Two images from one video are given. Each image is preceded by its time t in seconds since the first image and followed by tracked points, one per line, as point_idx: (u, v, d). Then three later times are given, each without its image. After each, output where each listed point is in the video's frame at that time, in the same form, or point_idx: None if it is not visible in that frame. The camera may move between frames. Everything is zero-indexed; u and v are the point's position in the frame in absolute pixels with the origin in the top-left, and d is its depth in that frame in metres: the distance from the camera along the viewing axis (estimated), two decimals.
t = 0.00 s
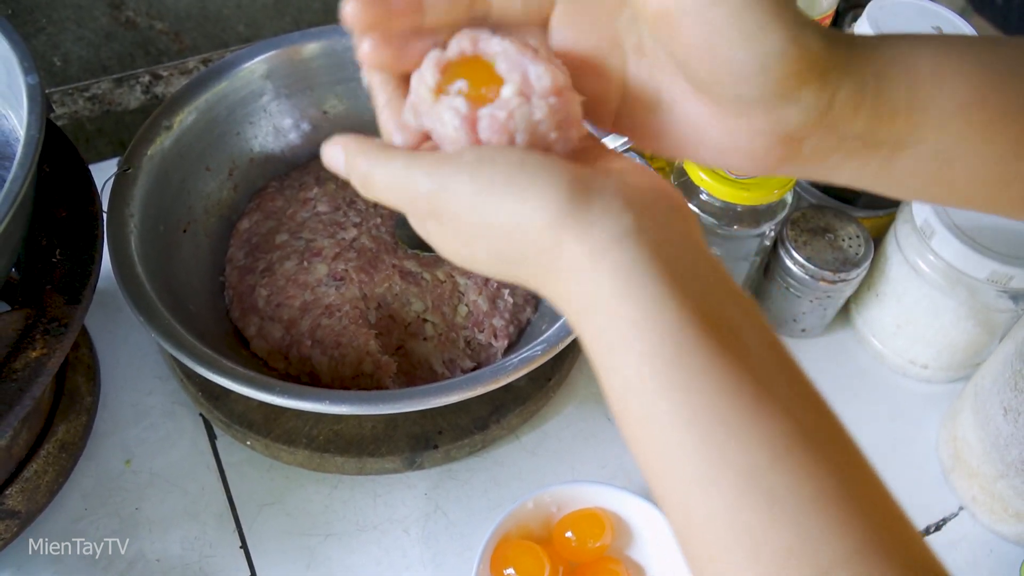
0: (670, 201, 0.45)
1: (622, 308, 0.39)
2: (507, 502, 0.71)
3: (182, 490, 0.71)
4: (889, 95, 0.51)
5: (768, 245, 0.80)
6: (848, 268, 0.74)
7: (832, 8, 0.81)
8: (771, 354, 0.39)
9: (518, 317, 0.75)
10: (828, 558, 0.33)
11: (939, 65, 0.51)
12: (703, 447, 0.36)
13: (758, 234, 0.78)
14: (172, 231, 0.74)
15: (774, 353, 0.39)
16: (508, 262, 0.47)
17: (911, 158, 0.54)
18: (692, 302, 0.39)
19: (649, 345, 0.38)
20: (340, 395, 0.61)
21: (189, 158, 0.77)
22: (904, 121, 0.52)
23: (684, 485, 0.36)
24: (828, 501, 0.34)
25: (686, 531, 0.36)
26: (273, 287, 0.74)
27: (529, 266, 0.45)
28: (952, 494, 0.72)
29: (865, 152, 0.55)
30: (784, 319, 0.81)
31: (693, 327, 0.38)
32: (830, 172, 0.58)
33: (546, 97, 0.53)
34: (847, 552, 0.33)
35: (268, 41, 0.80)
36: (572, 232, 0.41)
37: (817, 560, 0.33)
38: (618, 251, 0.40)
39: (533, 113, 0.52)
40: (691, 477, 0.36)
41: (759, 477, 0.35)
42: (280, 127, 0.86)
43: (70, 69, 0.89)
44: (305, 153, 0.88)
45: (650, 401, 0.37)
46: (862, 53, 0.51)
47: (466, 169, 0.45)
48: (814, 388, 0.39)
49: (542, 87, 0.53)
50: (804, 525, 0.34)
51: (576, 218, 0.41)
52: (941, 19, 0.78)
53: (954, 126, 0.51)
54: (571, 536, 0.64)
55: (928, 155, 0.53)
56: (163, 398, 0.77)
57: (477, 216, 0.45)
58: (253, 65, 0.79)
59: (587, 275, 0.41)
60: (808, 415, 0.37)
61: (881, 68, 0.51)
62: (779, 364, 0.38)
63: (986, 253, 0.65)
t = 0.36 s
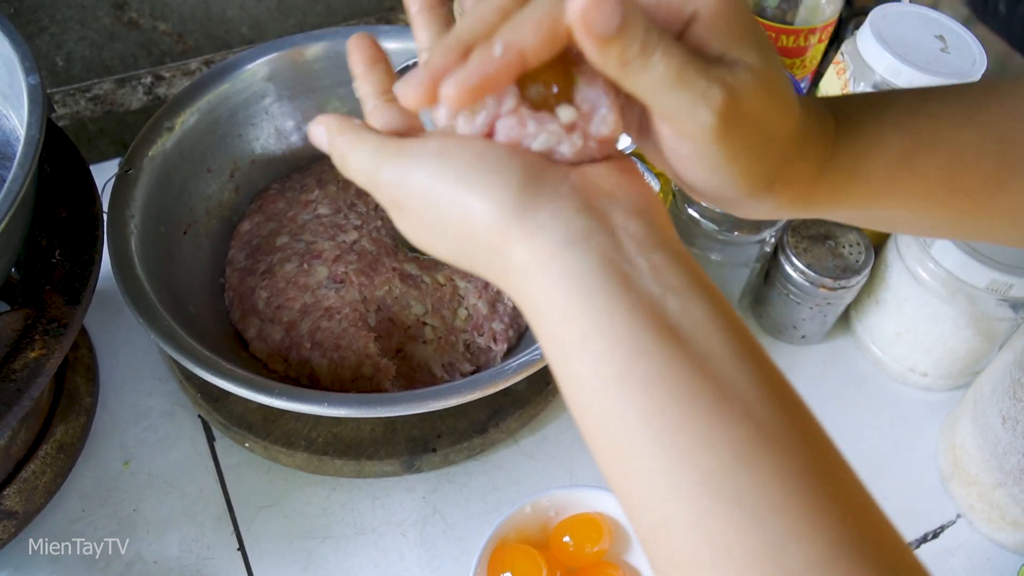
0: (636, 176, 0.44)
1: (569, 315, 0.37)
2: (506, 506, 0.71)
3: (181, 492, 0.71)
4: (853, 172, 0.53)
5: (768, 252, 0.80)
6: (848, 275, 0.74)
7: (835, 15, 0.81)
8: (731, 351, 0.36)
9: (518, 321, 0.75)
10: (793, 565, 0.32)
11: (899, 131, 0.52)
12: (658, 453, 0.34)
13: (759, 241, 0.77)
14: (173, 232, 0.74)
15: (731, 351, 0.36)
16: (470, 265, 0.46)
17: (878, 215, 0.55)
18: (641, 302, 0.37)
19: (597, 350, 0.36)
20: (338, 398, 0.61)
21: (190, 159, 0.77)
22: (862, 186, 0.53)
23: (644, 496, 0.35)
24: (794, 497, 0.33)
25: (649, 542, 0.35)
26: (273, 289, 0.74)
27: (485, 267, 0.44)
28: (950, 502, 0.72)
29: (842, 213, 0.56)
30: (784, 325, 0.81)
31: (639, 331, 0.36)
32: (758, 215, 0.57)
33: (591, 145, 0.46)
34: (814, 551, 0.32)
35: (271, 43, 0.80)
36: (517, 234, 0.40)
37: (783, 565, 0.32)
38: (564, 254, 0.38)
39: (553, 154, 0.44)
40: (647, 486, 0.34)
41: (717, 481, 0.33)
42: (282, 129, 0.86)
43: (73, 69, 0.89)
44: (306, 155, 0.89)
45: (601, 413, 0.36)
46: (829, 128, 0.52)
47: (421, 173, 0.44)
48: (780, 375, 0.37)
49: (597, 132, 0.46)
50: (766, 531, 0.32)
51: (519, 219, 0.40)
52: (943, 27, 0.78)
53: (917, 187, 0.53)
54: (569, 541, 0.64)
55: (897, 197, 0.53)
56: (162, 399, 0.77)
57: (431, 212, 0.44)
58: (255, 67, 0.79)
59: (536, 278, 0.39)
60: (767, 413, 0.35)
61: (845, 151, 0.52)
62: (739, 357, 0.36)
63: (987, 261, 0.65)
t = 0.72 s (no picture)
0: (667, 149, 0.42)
1: (607, 266, 0.35)
2: (500, 508, 0.71)
3: (175, 494, 0.71)
4: (801, 166, 0.51)
5: (763, 252, 0.80)
6: (843, 276, 0.74)
7: (829, 16, 0.81)
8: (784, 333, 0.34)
9: (513, 322, 0.75)
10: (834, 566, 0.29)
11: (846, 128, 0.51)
12: (693, 428, 0.32)
13: (753, 241, 0.77)
14: (167, 234, 0.74)
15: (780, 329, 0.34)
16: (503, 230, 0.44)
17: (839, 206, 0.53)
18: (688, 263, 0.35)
19: (637, 307, 0.34)
20: (331, 399, 0.61)
21: (185, 161, 0.77)
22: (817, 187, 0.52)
23: (676, 465, 0.32)
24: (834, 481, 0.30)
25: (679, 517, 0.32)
26: (267, 291, 0.74)
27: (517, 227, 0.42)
28: (945, 502, 0.72)
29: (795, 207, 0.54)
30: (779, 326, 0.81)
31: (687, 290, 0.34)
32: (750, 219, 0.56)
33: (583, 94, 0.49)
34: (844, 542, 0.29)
35: (265, 45, 0.80)
36: (557, 182, 0.38)
37: (823, 551, 0.29)
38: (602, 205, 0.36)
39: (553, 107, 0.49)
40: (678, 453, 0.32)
41: (754, 451, 0.31)
42: (276, 131, 0.86)
43: (68, 70, 0.89)
44: (301, 157, 0.89)
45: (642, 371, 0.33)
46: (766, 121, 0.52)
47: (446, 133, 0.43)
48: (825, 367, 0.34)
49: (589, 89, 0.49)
50: (798, 517, 0.30)
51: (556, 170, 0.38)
52: (937, 28, 0.78)
53: (875, 183, 0.51)
54: (563, 542, 0.64)
55: (855, 183, 0.51)
56: (156, 401, 0.77)
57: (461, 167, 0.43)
58: (249, 68, 0.79)
59: (570, 230, 0.37)
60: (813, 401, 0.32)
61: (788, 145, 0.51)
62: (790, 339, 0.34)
63: (980, 262, 0.65)
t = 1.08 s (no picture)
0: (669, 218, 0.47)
1: (620, 332, 0.39)
2: (494, 508, 0.71)
3: (168, 494, 0.71)
4: (849, 139, 0.51)
5: (756, 252, 0.80)
6: (836, 275, 0.74)
7: (822, 15, 0.81)
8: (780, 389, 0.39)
9: (506, 322, 0.75)
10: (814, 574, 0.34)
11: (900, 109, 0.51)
12: (683, 462, 0.36)
13: (746, 241, 0.77)
14: (159, 234, 0.74)
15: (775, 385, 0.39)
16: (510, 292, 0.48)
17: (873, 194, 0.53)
18: (694, 329, 0.39)
19: (650, 370, 0.38)
20: (324, 400, 0.61)
21: (177, 161, 0.77)
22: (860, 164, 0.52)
23: (667, 492, 0.37)
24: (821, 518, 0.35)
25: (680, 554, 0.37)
26: (260, 292, 0.74)
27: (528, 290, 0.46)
28: (938, 501, 0.72)
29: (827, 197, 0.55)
30: (772, 325, 0.81)
31: (695, 357, 0.38)
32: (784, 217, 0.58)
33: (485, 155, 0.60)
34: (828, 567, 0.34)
35: (257, 44, 0.80)
36: (563, 245, 0.42)
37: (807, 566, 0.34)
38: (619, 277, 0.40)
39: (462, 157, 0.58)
40: (684, 497, 0.36)
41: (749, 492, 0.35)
42: (269, 131, 0.86)
43: (60, 70, 0.88)
44: (294, 156, 0.88)
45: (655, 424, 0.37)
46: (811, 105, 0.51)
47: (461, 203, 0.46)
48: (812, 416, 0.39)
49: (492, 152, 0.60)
50: (785, 539, 0.35)
51: (569, 241, 0.42)
52: (930, 27, 0.78)
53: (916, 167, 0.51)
54: (556, 542, 0.64)
55: (879, 152, 0.52)
56: (149, 402, 0.77)
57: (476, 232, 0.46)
58: (242, 68, 0.79)
59: (575, 300, 0.42)
60: (807, 444, 0.37)
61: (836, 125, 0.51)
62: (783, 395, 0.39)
63: (973, 261, 0.65)
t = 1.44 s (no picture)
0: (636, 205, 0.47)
1: (564, 335, 0.37)
2: (487, 507, 0.71)
3: (160, 493, 0.70)
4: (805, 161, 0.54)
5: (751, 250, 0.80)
6: (831, 274, 0.74)
7: (819, 12, 0.80)
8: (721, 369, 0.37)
9: (500, 320, 0.75)
10: None
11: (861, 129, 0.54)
12: (651, 477, 0.34)
13: (742, 238, 0.77)
14: (151, 231, 0.74)
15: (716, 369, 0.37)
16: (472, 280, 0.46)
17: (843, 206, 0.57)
18: (635, 322, 0.37)
19: (594, 369, 0.36)
20: (315, 398, 0.60)
21: (169, 158, 0.77)
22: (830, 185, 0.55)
23: (637, 506, 0.35)
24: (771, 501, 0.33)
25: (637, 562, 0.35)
26: (252, 289, 0.73)
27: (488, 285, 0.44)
28: (932, 502, 0.72)
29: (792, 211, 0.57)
30: (768, 324, 0.80)
31: (637, 349, 0.36)
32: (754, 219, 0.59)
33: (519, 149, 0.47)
34: (784, 555, 0.32)
35: (250, 40, 0.79)
36: (521, 244, 0.40)
37: None
38: (564, 271, 0.39)
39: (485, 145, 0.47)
40: (640, 496, 0.34)
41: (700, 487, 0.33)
42: (263, 127, 0.85)
43: (53, 66, 0.88)
44: (287, 153, 0.88)
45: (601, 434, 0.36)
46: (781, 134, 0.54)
47: (433, 187, 0.45)
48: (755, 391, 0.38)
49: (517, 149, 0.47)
50: (758, 547, 0.32)
51: (519, 236, 0.40)
52: (926, 25, 0.78)
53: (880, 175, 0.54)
54: (549, 541, 0.64)
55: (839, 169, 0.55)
56: (141, 399, 0.76)
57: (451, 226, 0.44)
58: (234, 64, 0.78)
59: (531, 301, 0.39)
60: (757, 429, 0.35)
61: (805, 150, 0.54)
62: (730, 376, 0.37)
63: (968, 261, 0.65)
